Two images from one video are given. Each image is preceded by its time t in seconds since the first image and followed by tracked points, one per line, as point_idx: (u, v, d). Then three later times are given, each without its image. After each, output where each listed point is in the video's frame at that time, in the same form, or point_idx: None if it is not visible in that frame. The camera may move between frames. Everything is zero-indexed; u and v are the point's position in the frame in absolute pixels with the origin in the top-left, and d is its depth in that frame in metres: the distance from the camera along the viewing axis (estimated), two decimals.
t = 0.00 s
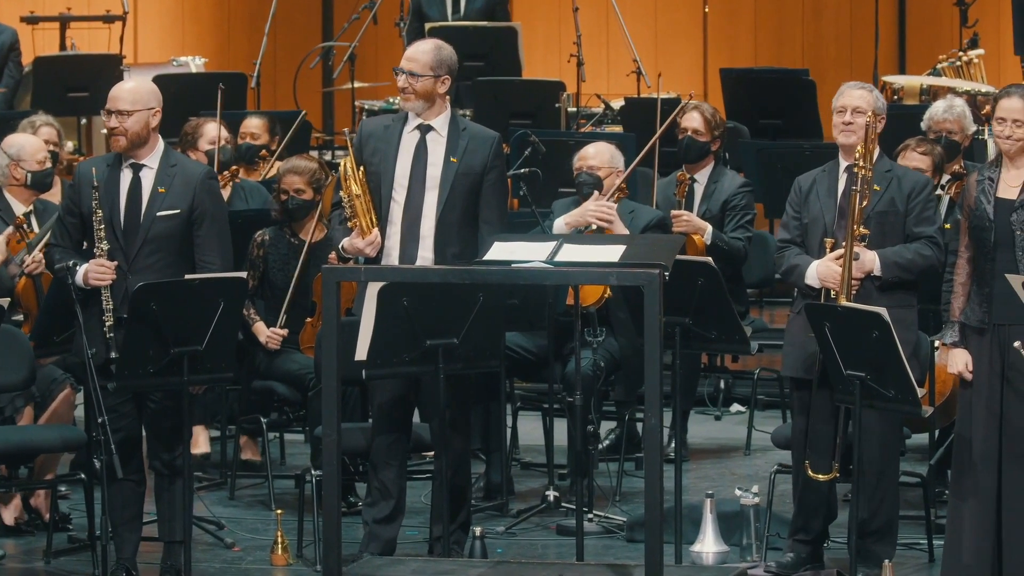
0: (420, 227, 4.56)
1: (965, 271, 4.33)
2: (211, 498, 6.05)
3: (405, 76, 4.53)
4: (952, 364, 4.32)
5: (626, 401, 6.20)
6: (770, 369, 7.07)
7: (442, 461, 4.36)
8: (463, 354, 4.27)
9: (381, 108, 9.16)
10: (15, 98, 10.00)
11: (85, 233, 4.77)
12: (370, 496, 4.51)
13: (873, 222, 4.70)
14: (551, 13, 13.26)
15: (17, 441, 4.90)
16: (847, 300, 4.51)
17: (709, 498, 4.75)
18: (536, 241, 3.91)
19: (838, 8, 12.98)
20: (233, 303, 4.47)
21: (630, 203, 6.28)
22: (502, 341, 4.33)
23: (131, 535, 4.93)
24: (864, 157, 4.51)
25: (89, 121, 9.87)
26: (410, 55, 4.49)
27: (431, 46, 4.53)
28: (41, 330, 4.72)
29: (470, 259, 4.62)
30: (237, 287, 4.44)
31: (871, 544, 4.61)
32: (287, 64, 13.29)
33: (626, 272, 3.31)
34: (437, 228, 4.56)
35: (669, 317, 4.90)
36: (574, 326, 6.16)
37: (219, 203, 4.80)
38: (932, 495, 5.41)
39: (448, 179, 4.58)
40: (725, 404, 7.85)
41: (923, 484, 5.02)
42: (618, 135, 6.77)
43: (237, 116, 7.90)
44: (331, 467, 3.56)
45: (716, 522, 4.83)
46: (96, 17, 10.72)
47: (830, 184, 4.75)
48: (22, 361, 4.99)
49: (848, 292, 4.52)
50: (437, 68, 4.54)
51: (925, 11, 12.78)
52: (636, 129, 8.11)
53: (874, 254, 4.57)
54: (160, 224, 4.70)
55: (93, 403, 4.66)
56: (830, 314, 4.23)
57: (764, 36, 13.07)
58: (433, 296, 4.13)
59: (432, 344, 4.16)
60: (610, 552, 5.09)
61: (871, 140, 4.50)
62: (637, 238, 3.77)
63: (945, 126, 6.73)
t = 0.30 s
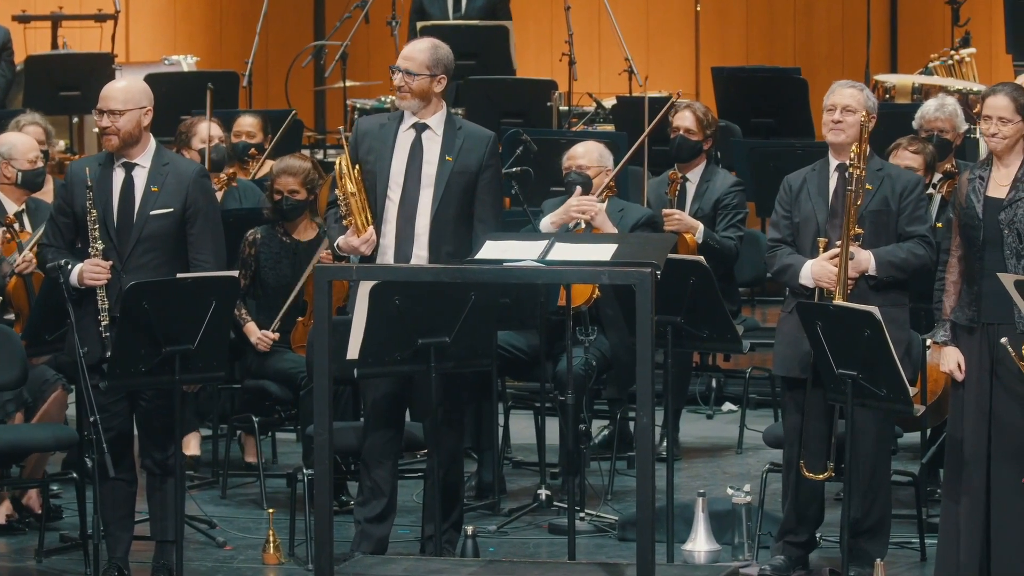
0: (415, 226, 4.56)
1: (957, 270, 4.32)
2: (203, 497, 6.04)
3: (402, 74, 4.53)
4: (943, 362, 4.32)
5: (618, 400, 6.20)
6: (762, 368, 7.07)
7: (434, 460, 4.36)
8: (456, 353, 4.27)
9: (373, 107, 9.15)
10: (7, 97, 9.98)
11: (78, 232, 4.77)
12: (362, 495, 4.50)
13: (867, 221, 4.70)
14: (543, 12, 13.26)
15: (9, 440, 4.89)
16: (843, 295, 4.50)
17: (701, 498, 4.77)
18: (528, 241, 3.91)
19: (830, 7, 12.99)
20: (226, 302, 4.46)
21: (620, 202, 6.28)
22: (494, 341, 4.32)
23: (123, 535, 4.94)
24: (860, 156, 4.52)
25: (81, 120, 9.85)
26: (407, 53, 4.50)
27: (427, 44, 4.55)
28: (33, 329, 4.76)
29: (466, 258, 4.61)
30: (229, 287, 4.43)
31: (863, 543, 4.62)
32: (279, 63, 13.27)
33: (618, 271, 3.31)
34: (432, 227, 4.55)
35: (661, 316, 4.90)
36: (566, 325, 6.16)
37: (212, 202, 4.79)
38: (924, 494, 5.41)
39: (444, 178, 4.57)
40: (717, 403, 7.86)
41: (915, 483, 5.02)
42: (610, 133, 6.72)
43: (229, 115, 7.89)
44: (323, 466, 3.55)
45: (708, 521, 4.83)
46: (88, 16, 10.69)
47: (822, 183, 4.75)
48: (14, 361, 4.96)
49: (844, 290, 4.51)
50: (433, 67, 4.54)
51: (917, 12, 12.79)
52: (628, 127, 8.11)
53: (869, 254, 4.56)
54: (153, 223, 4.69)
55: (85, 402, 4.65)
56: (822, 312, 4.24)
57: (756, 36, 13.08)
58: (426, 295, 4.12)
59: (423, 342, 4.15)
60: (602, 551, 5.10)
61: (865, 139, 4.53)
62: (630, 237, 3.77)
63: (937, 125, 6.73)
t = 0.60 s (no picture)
0: (415, 228, 4.55)
1: (948, 269, 4.33)
2: (194, 497, 6.04)
3: (405, 75, 4.53)
4: (935, 361, 4.33)
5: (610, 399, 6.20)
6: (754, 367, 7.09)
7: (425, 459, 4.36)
8: (448, 353, 4.26)
9: (365, 106, 9.13)
10: None
11: (70, 232, 4.74)
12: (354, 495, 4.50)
13: (849, 220, 4.70)
14: (535, 12, 13.25)
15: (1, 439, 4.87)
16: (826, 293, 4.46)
17: (692, 497, 4.79)
18: (520, 240, 3.90)
19: (822, 5, 13.00)
20: (218, 302, 4.45)
21: (612, 201, 6.28)
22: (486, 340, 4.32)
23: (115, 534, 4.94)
24: (844, 154, 4.54)
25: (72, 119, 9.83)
26: (412, 55, 4.50)
27: (433, 46, 4.54)
28: (24, 329, 4.69)
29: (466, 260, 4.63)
30: (221, 286, 4.42)
31: (854, 543, 4.62)
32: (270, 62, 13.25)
33: (610, 270, 3.31)
34: (433, 230, 4.55)
35: (652, 316, 4.90)
36: (557, 324, 6.16)
37: (203, 201, 4.78)
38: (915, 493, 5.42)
39: (445, 180, 4.57)
40: (708, 402, 7.87)
41: (906, 482, 5.03)
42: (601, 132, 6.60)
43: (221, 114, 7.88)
44: (314, 466, 3.54)
45: (698, 520, 4.87)
46: (79, 15, 10.66)
47: (804, 183, 4.76)
48: (4, 360, 4.95)
49: (827, 289, 4.47)
50: (438, 69, 4.55)
51: (909, 11, 12.80)
52: (620, 127, 8.11)
53: (852, 253, 4.56)
54: (146, 222, 4.68)
55: (76, 401, 4.64)
56: (814, 312, 4.24)
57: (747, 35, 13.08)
58: (419, 295, 4.12)
59: (415, 342, 4.15)
60: (594, 550, 5.10)
61: (850, 138, 4.54)
62: (622, 236, 3.78)
63: (928, 124, 6.74)
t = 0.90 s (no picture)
0: (405, 229, 4.55)
1: (939, 269, 4.34)
2: (185, 497, 6.03)
3: (400, 77, 4.51)
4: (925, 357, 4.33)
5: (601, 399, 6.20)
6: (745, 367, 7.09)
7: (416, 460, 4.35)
8: (439, 353, 4.25)
9: (356, 106, 9.12)
10: None
11: (60, 230, 4.73)
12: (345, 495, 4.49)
13: (824, 220, 4.71)
14: (526, 12, 13.25)
15: None
16: (801, 293, 4.46)
17: (683, 497, 4.80)
18: (512, 240, 3.90)
19: (813, 5, 13.00)
20: (209, 301, 4.44)
21: (602, 200, 6.29)
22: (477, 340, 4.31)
23: (106, 534, 4.93)
24: (821, 155, 4.54)
25: (63, 119, 9.81)
26: (408, 57, 4.47)
27: (430, 47, 4.52)
28: (15, 328, 4.66)
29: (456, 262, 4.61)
30: (212, 286, 4.41)
31: (846, 544, 4.62)
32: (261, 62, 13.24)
33: (601, 270, 3.30)
34: (424, 232, 4.54)
35: (644, 316, 4.89)
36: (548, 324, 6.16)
37: (193, 201, 4.78)
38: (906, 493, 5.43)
39: (437, 183, 4.56)
40: (699, 402, 7.88)
41: (897, 482, 5.03)
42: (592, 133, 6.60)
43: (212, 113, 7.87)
44: (305, 467, 3.53)
45: (690, 520, 4.87)
46: (70, 15, 10.64)
47: (779, 183, 4.76)
48: None
49: (802, 289, 4.47)
50: (433, 71, 4.52)
51: (900, 11, 12.82)
52: (611, 127, 8.11)
53: (827, 253, 4.57)
54: (137, 222, 4.67)
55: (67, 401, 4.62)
56: (806, 311, 4.24)
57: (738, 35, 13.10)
58: (410, 294, 4.11)
59: (406, 342, 4.14)
60: (585, 550, 5.10)
61: (826, 139, 4.52)
62: (614, 236, 3.77)
63: (919, 124, 6.74)
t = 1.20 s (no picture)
0: (391, 226, 4.54)
1: (932, 267, 4.35)
2: (177, 496, 6.02)
3: (394, 74, 4.50)
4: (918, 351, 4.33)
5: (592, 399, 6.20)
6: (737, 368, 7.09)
7: (406, 460, 4.35)
8: (430, 352, 4.24)
9: (348, 106, 9.11)
10: None
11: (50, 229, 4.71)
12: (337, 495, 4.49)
13: (802, 220, 4.72)
14: (517, 12, 13.26)
15: None
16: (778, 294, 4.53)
17: (675, 497, 4.81)
18: (503, 240, 3.89)
19: (804, 4, 13.01)
20: (200, 302, 4.43)
21: (594, 199, 6.29)
22: (469, 340, 4.31)
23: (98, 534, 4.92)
24: (799, 155, 4.54)
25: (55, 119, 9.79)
26: (397, 53, 4.46)
27: (412, 43, 4.51)
28: (5, 326, 4.61)
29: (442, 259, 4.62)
30: (204, 286, 4.39)
31: (838, 544, 4.62)
32: (253, 62, 13.23)
33: (592, 270, 3.30)
34: (409, 229, 4.54)
35: (635, 315, 4.88)
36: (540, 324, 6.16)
37: (184, 201, 4.77)
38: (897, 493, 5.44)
39: (422, 179, 4.56)
40: (691, 402, 7.88)
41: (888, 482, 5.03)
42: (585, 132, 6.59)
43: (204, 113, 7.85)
44: (297, 466, 3.52)
45: (681, 520, 4.88)
46: (62, 15, 10.62)
47: (756, 183, 4.76)
48: None
49: (780, 290, 4.53)
50: (422, 65, 4.52)
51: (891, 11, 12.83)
52: (603, 127, 8.11)
53: (806, 253, 4.59)
54: (127, 222, 4.66)
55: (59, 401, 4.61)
56: (798, 312, 4.24)
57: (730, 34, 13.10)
58: (400, 293, 4.12)
59: (398, 342, 4.13)
60: (577, 550, 5.10)
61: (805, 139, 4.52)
62: (605, 235, 3.77)
63: (911, 125, 6.73)
